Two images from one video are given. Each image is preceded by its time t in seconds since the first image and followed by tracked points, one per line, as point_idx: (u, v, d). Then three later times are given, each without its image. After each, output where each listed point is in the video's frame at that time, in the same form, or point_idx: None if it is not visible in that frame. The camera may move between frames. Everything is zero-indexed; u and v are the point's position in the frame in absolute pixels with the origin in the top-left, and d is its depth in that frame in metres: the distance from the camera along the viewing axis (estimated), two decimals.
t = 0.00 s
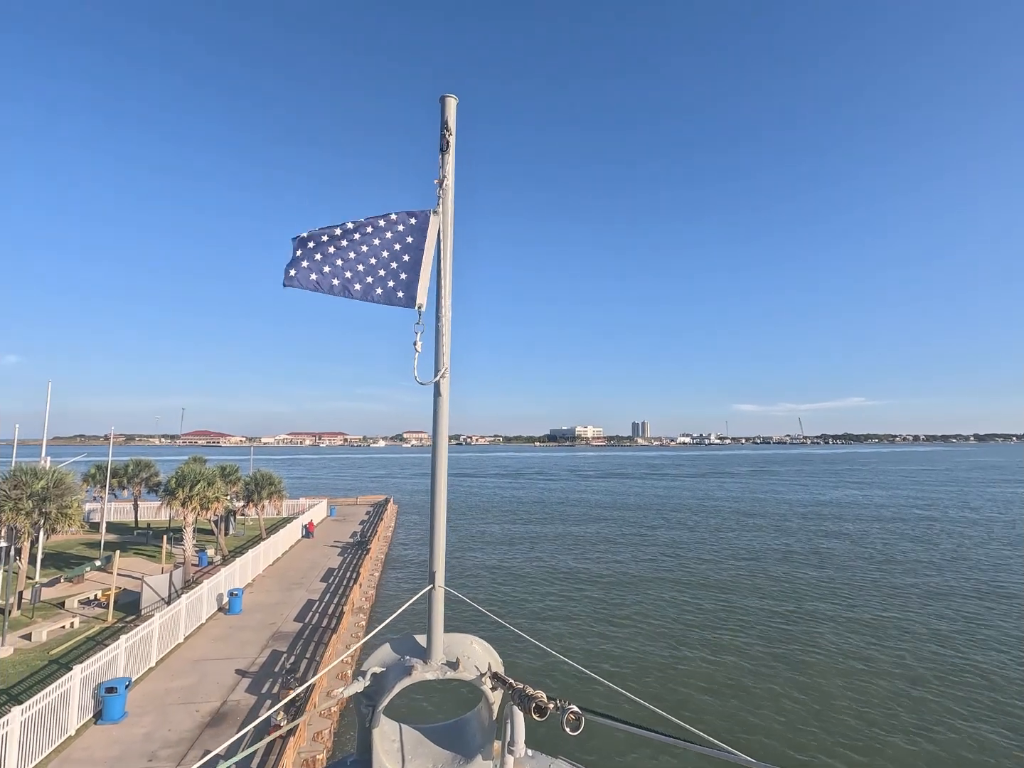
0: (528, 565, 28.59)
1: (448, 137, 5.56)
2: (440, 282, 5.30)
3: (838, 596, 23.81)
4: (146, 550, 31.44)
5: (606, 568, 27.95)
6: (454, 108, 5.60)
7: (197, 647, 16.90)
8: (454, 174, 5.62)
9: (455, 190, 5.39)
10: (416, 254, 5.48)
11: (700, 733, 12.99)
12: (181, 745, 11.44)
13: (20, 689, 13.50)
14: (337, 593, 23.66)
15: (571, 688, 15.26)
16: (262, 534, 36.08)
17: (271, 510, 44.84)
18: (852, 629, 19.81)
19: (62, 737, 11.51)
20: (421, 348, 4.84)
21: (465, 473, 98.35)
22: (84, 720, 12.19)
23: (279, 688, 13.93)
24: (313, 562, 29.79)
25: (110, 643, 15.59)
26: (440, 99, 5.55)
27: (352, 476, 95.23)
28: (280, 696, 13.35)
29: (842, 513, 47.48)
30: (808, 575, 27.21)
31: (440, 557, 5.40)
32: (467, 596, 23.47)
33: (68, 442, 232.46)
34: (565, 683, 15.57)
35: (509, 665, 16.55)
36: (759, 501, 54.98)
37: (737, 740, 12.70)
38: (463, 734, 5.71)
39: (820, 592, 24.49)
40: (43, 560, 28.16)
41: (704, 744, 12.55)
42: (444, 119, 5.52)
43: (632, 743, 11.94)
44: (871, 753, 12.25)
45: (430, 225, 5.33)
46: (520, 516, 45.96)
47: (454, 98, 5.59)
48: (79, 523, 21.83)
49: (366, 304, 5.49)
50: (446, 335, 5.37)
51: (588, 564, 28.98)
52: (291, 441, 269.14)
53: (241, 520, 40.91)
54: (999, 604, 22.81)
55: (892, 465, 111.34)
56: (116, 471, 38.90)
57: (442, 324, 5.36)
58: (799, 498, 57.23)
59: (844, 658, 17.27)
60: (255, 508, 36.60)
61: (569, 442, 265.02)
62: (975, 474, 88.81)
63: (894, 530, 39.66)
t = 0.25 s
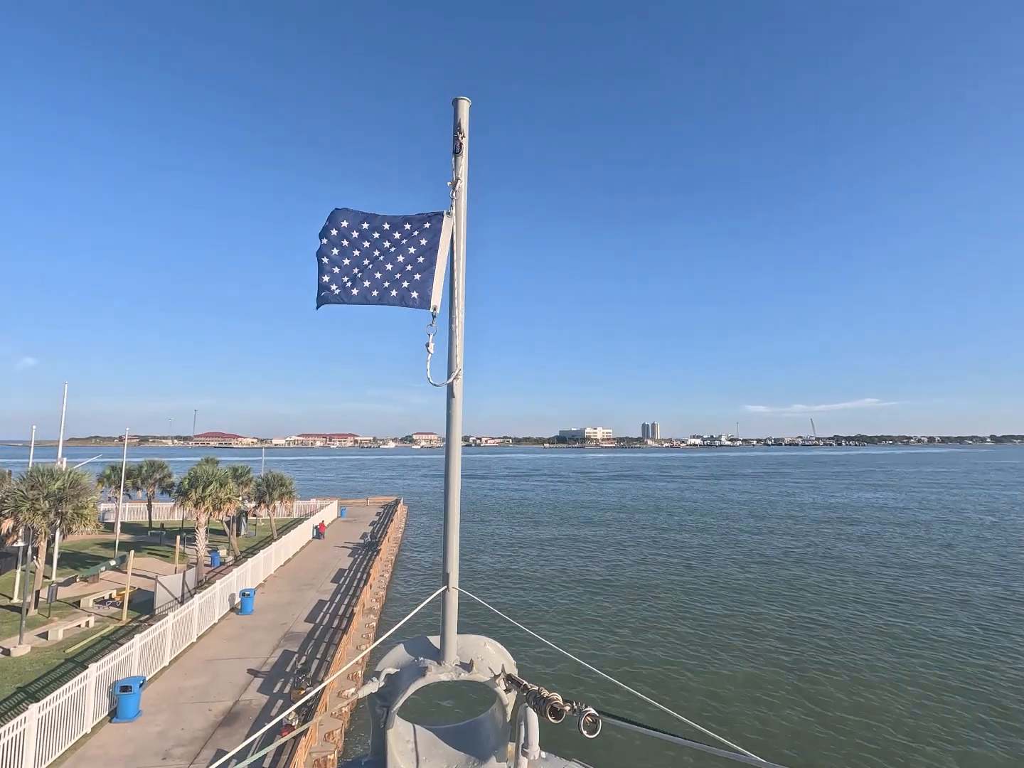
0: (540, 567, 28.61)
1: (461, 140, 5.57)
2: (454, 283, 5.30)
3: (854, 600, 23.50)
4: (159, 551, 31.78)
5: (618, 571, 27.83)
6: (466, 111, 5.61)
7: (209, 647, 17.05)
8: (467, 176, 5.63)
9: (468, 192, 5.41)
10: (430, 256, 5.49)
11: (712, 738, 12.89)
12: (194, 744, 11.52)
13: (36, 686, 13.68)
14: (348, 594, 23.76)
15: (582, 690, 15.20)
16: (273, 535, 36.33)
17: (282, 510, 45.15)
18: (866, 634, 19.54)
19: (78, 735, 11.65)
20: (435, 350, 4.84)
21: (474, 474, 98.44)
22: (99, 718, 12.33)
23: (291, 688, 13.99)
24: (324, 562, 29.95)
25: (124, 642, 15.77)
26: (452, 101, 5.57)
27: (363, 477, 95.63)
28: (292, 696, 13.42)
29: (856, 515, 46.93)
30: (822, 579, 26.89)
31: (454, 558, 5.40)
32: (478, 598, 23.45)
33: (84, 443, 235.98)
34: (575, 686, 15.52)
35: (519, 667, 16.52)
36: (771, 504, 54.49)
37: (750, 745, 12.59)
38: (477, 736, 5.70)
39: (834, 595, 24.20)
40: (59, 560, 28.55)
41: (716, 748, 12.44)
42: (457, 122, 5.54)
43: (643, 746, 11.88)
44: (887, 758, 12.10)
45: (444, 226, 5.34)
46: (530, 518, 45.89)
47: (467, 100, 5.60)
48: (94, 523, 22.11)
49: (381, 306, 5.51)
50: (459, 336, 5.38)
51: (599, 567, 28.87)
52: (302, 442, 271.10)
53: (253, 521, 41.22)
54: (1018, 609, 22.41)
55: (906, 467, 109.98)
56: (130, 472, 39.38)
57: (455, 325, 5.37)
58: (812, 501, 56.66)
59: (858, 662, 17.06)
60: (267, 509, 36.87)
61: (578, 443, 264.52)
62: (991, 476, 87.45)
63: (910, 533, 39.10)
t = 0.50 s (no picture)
0: (550, 569, 28.56)
1: (474, 141, 5.59)
2: (469, 284, 5.33)
3: (869, 603, 23.21)
4: (173, 550, 32.13)
5: (629, 573, 27.71)
6: (479, 112, 5.63)
7: (222, 646, 17.21)
8: (480, 177, 5.65)
9: (481, 193, 5.42)
10: (449, 259, 5.53)
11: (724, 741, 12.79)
12: (207, 742, 11.63)
13: (53, 683, 13.90)
14: (359, 594, 23.87)
15: (592, 692, 15.15)
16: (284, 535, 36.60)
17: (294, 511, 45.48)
18: (882, 637, 19.27)
19: (94, 732, 11.80)
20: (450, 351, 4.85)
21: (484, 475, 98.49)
22: (114, 716, 12.48)
23: (302, 687, 14.05)
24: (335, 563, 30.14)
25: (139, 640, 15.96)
26: (465, 103, 5.58)
27: (373, 477, 96.10)
28: (303, 695, 13.47)
29: (871, 518, 46.27)
30: (835, 581, 26.57)
31: (467, 558, 5.40)
32: (488, 599, 23.42)
33: (100, 443, 239.42)
34: (586, 688, 15.47)
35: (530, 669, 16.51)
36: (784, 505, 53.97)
37: (763, 748, 12.48)
38: (491, 736, 5.71)
39: (848, 598, 23.88)
40: (76, 559, 28.99)
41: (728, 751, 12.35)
42: (469, 123, 5.55)
43: (654, 748, 11.82)
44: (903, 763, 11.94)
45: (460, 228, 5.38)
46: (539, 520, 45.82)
47: (480, 102, 5.61)
48: (110, 523, 22.39)
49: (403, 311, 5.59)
50: (473, 337, 5.39)
51: (610, 569, 28.76)
52: (313, 443, 273.05)
53: (265, 522, 41.56)
54: None
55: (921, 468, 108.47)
56: (145, 472, 39.87)
57: (469, 326, 5.38)
58: (825, 502, 56.02)
59: (873, 666, 16.84)
60: (278, 509, 37.15)
61: (588, 444, 263.94)
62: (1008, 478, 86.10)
63: (926, 535, 38.51)
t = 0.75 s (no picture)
0: (561, 571, 28.48)
1: (485, 143, 5.60)
2: (480, 285, 5.34)
3: (885, 606, 22.90)
4: (187, 550, 32.48)
5: (641, 575, 27.59)
6: (490, 113, 5.64)
7: (235, 645, 17.37)
8: (492, 179, 5.66)
9: (493, 194, 5.43)
10: (460, 259, 5.51)
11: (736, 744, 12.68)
12: (220, 740, 11.73)
13: (70, 681, 14.11)
14: (370, 594, 23.99)
15: (603, 694, 15.08)
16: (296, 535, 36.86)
17: (305, 511, 45.79)
18: (898, 641, 18.99)
19: (110, 730, 11.96)
20: (462, 352, 4.86)
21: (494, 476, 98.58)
22: (130, 713, 12.64)
23: (314, 686, 14.13)
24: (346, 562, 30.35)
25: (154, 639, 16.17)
26: (477, 104, 5.59)
27: (384, 478, 96.56)
28: (315, 694, 13.55)
29: (887, 520, 45.66)
30: (850, 584, 26.23)
31: (479, 558, 5.40)
32: (499, 601, 23.39)
33: (114, 445, 242.40)
34: (597, 690, 15.41)
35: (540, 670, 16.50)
36: (796, 507, 53.43)
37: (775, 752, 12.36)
38: (504, 736, 5.72)
39: (863, 601, 23.55)
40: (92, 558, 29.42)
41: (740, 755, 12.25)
42: (481, 124, 5.56)
43: (665, 750, 11.76)
44: None
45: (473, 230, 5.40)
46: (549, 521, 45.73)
47: (491, 103, 5.62)
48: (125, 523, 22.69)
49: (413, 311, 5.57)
50: (485, 338, 5.40)
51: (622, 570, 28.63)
52: (324, 443, 274.80)
53: (277, 522, 41.90)
54: None
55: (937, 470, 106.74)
56: (159, 473, 40.34)
57: (481, 327, 5.40)
58: (838, 504, 55.40)
59: (889, 670, 16.61)
60: (290, 510, 37.42)
61: (598, 445, 263.08)
62: None
63: (941, 537, 37.94)
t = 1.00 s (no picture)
0: (570, 571, 28.43)
1: (495, 143, 5.61)
2: (490, 285, 5.34)
3: (898, 608, 22.67)
4: (198, 549, 32.80)
5: (651, 575, 27.48)
6: (501, 113, 5.64)
7: (247, 643, 17.52)
8: (502, 178, 5.66)
9: (503, 194, 5.43)
10: (468, 259, 5.50)
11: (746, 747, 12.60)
12: (232, 737, 11.83)
13: (85, 677, 14.30)
14: (379, 593, 24.09)
15: (613, 694, 15.04)
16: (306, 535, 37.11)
17: (316, 510, 46.08)
18: (912, 643, 18.75)
19: (123, 726, 12.10)
20: (472, 353, 4.88)
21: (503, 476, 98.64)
22: (143, 710, 12.79)
23: (324, 685, 14.21)
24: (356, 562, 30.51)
25: (166, 637, 16.34)
26: (487, 104, 5.60)
27: (392, 478, 97.00)
28: (326, 693, 13.62)
29: (900, 520, 45.18)
30: (863, 586, 25.93)
31: (491, 557, 5.40)
32: (508, 601, 23.41)
33: (128, 444, 245.30)
34: (607, 691, 15.36)
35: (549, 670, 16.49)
36: (808, 508, 52.95)
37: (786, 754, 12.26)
38: (515, 735, 5.72)
39: (876, 603, 23.28)
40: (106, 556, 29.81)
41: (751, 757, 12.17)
42: (491, 124, 5.57)
43: (675, 752, 11.71)
44: None
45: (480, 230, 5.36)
46: (558, 521, 45.68)
47: (502, 103, 5.64)
48: (138, 521, 22.96)
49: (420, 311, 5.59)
50: (496, 338, 5.41)
51: (631, 571, 28.54)
52: (334, 443, 276.39)
53: (287, 521, 42.21)
54: None
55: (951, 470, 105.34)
56: (172, 472, 40.77)
57: (492, 326, 5.40)
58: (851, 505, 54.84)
59: (903, 672, 16.41)
60: (300, 509, 37.66)
61: (607, 445, 262.40)
62: None
63: (956, 538, 37.41)
